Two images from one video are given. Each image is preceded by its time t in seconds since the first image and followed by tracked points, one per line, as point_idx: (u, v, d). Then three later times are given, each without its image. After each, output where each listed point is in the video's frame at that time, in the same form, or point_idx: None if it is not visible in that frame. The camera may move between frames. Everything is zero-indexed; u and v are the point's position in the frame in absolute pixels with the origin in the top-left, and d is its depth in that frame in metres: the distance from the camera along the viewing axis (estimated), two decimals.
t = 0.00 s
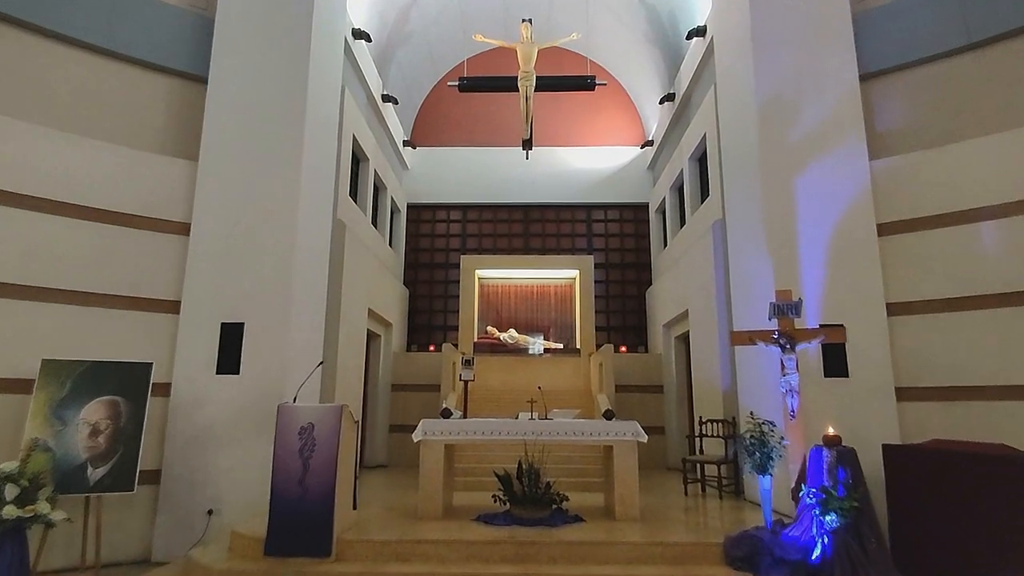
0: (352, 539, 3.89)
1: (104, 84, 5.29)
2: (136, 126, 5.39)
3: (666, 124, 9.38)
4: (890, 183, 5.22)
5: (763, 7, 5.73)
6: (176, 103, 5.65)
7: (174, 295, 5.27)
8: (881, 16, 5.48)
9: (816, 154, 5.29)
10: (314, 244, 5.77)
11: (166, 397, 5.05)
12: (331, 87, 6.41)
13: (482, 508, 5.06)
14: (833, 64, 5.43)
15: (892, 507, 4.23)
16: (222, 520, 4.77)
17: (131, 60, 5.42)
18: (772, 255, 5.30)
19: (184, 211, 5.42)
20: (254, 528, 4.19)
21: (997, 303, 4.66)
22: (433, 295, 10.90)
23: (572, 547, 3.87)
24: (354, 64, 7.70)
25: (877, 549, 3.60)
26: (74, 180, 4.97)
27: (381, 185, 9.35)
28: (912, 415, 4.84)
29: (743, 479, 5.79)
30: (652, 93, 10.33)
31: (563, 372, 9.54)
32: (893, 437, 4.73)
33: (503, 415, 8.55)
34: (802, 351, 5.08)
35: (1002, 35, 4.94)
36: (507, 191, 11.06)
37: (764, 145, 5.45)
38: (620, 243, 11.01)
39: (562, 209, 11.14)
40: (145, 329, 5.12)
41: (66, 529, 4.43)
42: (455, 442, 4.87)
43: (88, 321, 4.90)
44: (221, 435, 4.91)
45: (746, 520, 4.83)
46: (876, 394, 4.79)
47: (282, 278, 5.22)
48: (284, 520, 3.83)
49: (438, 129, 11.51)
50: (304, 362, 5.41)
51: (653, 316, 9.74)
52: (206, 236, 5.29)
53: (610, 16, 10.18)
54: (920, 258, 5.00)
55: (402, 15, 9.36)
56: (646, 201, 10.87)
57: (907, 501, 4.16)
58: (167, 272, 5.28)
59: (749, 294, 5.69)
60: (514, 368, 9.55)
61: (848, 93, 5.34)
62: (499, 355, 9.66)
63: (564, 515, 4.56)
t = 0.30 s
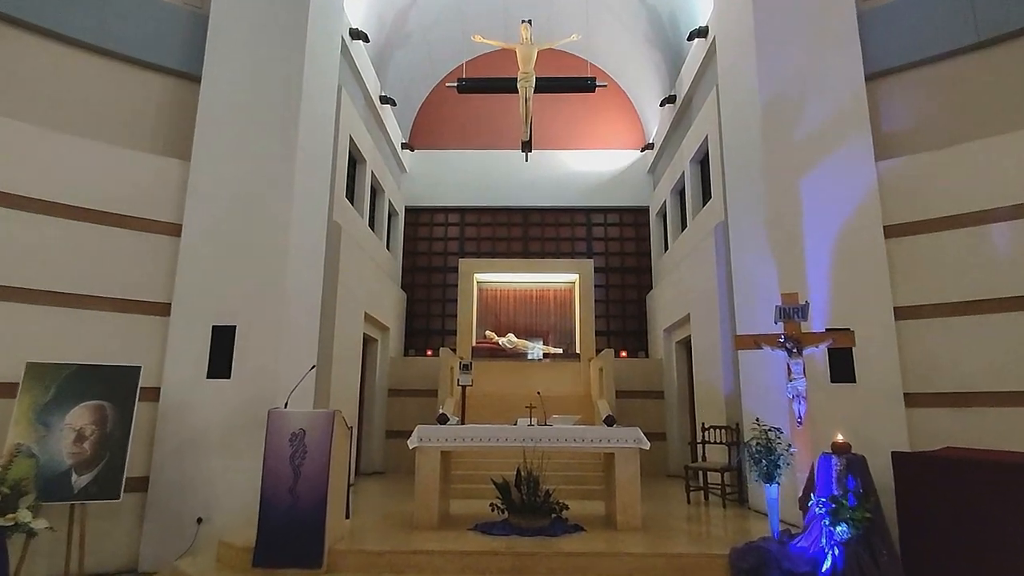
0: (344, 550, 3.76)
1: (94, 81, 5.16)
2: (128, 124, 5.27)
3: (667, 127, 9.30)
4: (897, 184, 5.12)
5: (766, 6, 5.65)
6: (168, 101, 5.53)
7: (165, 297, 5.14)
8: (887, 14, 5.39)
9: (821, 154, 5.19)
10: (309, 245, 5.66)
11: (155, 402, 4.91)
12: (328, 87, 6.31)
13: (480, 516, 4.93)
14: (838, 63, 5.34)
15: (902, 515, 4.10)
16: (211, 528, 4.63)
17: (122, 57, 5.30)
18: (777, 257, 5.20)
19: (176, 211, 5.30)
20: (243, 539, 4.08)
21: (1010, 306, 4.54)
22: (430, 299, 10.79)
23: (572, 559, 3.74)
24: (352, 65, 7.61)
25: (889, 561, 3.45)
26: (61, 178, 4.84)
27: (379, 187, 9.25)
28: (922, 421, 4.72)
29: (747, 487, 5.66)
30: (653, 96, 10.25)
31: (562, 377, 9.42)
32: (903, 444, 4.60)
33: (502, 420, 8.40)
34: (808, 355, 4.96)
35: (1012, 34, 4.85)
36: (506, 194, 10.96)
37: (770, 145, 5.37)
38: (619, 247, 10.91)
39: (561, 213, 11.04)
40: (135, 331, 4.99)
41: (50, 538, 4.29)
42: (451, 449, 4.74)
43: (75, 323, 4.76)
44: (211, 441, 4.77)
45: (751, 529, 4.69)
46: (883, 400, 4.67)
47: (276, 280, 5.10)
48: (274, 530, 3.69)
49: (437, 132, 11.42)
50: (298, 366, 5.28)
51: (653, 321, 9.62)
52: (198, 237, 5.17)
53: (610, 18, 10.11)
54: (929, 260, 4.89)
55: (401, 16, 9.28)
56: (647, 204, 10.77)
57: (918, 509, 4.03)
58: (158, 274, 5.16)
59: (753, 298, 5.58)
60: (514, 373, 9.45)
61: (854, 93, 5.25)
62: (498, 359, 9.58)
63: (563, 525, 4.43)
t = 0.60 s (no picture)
0: (335, 560, 3.59)
1: (83, 75, 5.02)
2: (117, 120, 5.12)
3: (668, 129, 9.18)
4: (906, 183, 4.99)
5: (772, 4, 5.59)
6: (160, 97, 5.38)
7: (154, 298, 4.98)
8: (894, 11, 5.27)
9: (828, 152, 5.08)
10: (303, 245, 5.51)
11: (142, 406, 4.75)
12: (324, 84, 6.18)
13: (478, 525, 4.77)
14: (846, 61, 5.22)
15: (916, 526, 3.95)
16: (199, 537, 4.46)
17: (112, 52, 5.16)
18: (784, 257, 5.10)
19: (166, 210, 5.15)
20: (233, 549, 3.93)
21: None
22: (428, 303, 10.65)
23: (574, 570, 3.58)
24: (349, 64, 7.49)
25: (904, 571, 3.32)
26: (48, 174, 4.69)
27: (376, 188, 9.12)
28: (934, 427, 4.58)
29: (752, 494, 5.52)
30: (654, 97, 10.14)
31: (561, 382, 9.27)
32: (915, 451, 4.45)
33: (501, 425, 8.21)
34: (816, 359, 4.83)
35: None
36: (505, 196, 10.82)
37: (776, 146, 5.32)
38: (620, 250, 10.78)
39: (561, 216, 10.92)
40: (123, 333, 4.83)
41: (31, 548, 4.11)
42: (448, 455, 4.58)
43: (60, 324, 4.60)
44: (200, 446, 4.61)
45: (758, 539, 4.54)
46: (895, 406, 4.53)
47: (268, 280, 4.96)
48: (263, 540, 3.53)
49: (436, 134, 11.31)
50: (291, 369, 5.13)
51: (654, 325, 9.49)
52: (188, 236, 5.02)
53: (611, 19, 10.02)
54: (940, 262, 4.75)
55: (399, 15, 9.17)
56: (647, 207, 10.65)
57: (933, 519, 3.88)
58: (147, 274, 5.00)
59: (759, 300, 5.46)
60: (513, 377, 9.35)
61: (861, 90, 5.14)
62: (497, 364, 9.39)
63: (564, 534, 4.27)
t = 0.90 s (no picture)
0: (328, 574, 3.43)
1: (71, 72, 4.87)
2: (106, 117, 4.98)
3: (669, 130, 9.06)
4: (917, 183, 4.86)
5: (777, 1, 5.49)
6: (150, 95, 5.24)
7: (142, 300, 4.82)
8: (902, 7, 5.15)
9: (837, 151, 4.96)
10: (297, 246, 5.36)
11: (129, 412, 4.59)
12: (319, 82, 6.05)
13: (477, 535, 4.61)
14: (853, 58, 5.10)
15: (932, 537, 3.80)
16: (188, 548, 4.30)
17: (101, 47, 5.02)
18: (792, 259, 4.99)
19: (156, 209, 5.00)
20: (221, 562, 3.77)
21: None
22: (426, 306, 10.51)
23: None
24: (345, 63, 7.37)
25: None
26: (33, 172, 4.53)
27: (373, 189, 8.97)
28: (948, 434, 4.43)
29: (759, 502, 5.37)
30: (654, 99, 10.03)
31: (561, 387, 9.13)
32: (929, 459, 4.31)
33: (499, 431, 8.04)
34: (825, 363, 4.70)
35: None
36: (504, 199, 10.69)
37: (782, 144, 5.19)
38: (620, 253, 10.65)
39: (560, 219, 10.80)
40: (110, 336, 4.67)
41: (9, 561, 3.93)
42: (446, 463, 4.43)
43: (44, 327, 4.43)
44: (189, 453, 4.45)
45: (766, 549, 4.39)
46: (908, 411, 4.38)
47: (260, 283, 4.81)
48: (252, 553, 3.36)
49: (434, 136, 11.20)
50: (284, 374, 4.97)
51: (655, 329, 9.36)
52: (179, 236, 4.87)
53: (610, 19, 9.93)
54: (952, 263, 4.62)
55: (396, 15, 9.07)
56: (648, 210, 10.53)
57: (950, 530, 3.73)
58: (136, 275, 4.84)
59: (766, 303, 5.33)
60: (512, 382, 9.13)
61: (870, 87, 5.01)
62: (496, 368, 9.22)
63: (566, 545, 4.12)
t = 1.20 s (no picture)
0: None
1: (59, 65, 4.73)
2: (95, 111, 4.85)
3: (670, 128, 8.96)
4: (926, 180, 4.73)
5: None
6: (141, 89, 5.11)
7: (133, 300, 4.69)
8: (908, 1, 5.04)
9: (844, 146, 4.84)
10: (292, 244, 5.25)
11: (119, 414, 4.46)
12: (315, 77, 5.94)
13: (477, 540, 4.50)
14: (858, 51, 4.96)
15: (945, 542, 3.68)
16: (178, 555, 4.18)
17: (91, 40, 4.88)
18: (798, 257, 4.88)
19: (147, 206, 4.88)
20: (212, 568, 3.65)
21: None
22: (424, 307, 10.39)
23: None
24: (342, 59, 7.26)
25: None
26: (19, 167, 4.40)
27: (371, 188, 8.85)
28: (959, 436, 4.32)
29: (765, 505, 5.26)
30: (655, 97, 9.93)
31: (561, 388, 9.01)
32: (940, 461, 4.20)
33: (499, 433, 7.94)
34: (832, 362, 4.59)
35: None
36: (503, 198, 10.58)
37: (788, 140, 5.10)
38: (620, 253, 10.54)
39: (560, 218, 10.69)
40: (99, 336, 4.54)
41: None
42: (445, 465, 4.31)
43: (31, 327, 4.30)
44: (181, 456, 4.34)
45: (773, 554, 4.28)
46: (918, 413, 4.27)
47: (254, 281, 4.70)
48: (243, 560, 3.23)
49: (432, 134, 11.10)
50: (279, 375, 4.85)
51: (656, 329, 9.26)
52: (171, 234, 4.75)
53: (611, 17, 9.83)
54: (961, 260, 4.50)
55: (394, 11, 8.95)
56: (648, 209, 10.42)
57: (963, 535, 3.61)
58: (126, 274, 4.71)
59: (772, 301, 5.22)
60: (512, 383, 9.02)
61: (878, 79, 4.86)
62: (495, 369, 9.10)
63: (569, 550, 4.00)
